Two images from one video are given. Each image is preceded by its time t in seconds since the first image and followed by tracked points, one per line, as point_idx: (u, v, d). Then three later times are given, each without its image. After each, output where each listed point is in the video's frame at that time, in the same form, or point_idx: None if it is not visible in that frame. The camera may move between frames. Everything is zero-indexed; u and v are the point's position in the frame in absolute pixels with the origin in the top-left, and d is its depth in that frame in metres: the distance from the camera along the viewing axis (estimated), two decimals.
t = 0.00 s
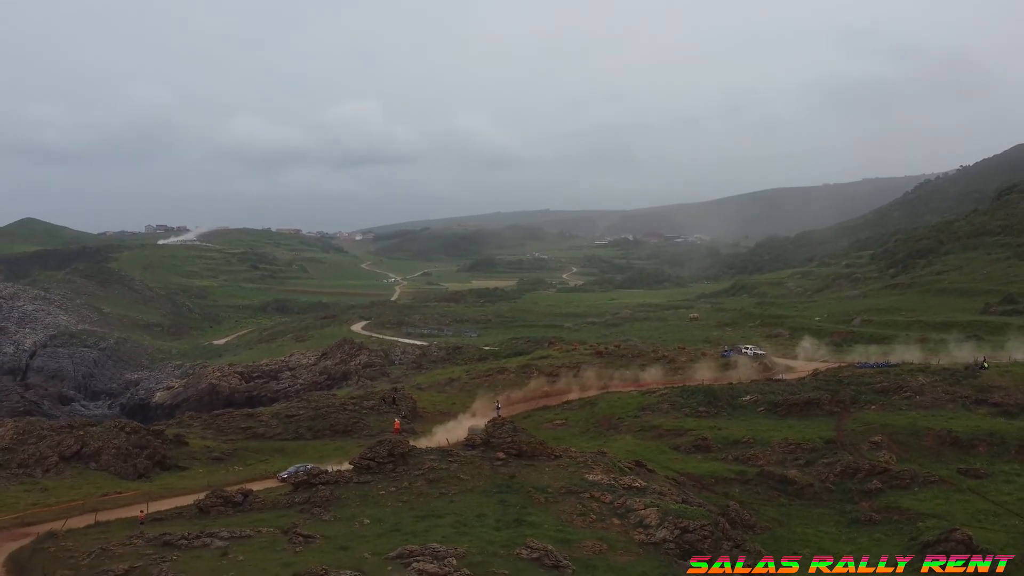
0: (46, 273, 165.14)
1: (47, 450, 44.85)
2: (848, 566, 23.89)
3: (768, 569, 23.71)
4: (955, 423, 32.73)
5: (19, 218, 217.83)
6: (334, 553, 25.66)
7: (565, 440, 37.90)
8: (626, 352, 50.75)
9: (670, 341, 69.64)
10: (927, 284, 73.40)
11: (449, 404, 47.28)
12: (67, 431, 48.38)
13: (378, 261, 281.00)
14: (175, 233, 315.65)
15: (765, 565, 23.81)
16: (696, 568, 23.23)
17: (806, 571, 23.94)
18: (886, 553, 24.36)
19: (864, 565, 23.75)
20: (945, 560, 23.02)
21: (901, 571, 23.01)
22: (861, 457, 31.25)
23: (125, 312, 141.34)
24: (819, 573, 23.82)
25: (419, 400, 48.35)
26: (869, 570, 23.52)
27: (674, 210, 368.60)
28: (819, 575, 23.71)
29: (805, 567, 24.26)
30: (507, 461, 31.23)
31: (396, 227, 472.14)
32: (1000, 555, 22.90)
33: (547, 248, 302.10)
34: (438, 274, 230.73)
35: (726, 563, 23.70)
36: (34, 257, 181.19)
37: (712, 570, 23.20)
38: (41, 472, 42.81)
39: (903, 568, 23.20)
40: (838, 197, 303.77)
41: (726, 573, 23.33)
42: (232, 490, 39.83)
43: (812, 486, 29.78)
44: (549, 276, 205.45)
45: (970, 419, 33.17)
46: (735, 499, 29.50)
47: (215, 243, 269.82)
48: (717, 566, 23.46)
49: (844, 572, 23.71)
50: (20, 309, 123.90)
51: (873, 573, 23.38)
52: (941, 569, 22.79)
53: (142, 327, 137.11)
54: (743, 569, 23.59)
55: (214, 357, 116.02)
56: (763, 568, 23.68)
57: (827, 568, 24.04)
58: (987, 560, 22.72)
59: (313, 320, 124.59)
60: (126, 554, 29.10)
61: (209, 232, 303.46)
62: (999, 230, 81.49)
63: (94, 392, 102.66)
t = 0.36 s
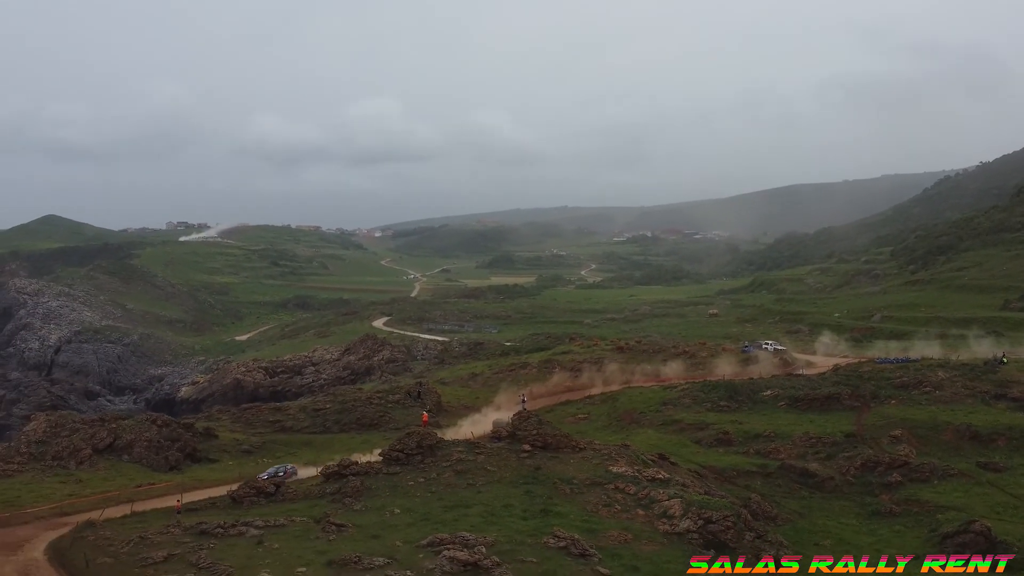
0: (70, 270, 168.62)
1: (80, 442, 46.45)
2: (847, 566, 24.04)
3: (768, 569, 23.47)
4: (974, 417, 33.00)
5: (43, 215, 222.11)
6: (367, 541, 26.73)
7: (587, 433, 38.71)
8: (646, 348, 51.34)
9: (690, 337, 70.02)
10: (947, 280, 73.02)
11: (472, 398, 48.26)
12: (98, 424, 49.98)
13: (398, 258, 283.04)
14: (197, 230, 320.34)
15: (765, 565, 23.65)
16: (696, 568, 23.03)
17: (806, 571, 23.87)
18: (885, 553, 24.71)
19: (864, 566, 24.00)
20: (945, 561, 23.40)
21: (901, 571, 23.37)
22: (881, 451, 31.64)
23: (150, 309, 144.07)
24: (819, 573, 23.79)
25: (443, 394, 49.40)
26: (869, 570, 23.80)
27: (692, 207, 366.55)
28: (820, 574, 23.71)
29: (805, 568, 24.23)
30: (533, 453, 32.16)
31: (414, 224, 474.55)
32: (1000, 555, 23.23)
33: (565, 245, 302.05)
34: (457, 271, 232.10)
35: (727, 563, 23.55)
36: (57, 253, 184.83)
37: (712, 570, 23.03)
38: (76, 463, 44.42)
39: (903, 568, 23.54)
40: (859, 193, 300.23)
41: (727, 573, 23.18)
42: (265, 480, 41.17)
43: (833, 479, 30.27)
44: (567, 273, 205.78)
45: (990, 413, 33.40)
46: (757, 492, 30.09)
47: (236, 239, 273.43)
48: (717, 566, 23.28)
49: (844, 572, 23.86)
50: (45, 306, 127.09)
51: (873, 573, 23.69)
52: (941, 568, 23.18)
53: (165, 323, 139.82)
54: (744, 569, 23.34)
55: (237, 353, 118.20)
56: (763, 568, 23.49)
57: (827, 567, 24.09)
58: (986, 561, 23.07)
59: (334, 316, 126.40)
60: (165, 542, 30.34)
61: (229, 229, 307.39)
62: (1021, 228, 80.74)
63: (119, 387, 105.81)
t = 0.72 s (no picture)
0: (95, 266, 172.12)
1: (114, 435, 48.15)
2: (847, 566, 24.31)
3: (768, 569, 23.60)
4: (994, 411, 33.35)
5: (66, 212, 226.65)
6: (398, 529, 27.83)
7: (609, 426, 39.56)
8: (667, 343, 51.93)
9: (709, 333, 70.38)
10: (967, 276, 72.61)
11: (495, 392, 49.23)
12: (130, 418, 51.63)
13: (416, 254, 285.00)
14: (218, 227, 325.10)
15: (765, 565, 23.78)
16: (695, 569, 23.17)
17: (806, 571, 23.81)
18: (886, 554, 25.02)
19: (863, 566, 24.22)
20: (946, 561, 23.88)
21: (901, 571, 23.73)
22: (901, 445, 32.10)
23: (173, 305, 146.97)
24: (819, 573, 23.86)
25: (467, 388, 50.45)
26: (868, 570, 24.09)
27: (711, 203, 364.18)
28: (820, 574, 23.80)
29: (804, 568, 24.12)
30: (558, 446, 33.10)
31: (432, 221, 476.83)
32: (999, 555, 23.90)
33: (583, 242, 301.96)
34: (475, 268, 233.33)
35: (726, 563, 23.54)
36: (82, 250, 188.41)
37: (712, 570, 23.11)
38: (109, 456, 46.11)
39: (903, 568, 23.89)
40: (880, 190, 296.62)
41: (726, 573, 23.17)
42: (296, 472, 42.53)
43: (853, 472, 30.82)
44: (586, 269, 206.15)
45: (1009, 408, 33.73)
46: (778, 485, 30.72)
47: (257, 236, 277.10)
48: (717, 566, 23.31)
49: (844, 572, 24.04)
50: (69, 303, 130.32)
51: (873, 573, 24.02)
52: (942, 568, 23.63)
53: (188, 319, 142.48)
54: (743, 569, 23.41)
55: (261, 349, 120.42)
56: (763, 568, 23.62)
57: (826, 568, 24.20)
58: (986, 561, 23.66)
59: (355, 312, 128.25)
60: (202, 530, 31.56)
61: (250, 226, 311.41)
62: None
63: (143, 382, 108.81)
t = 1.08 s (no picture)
0: (119, 263, 175.77)
1: (146, 428, 49.94)
2: (847, 566, 24.35)
3: (768, 569, 23.60)
4: (1013, 406, 33.67)
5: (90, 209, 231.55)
6: (428, 518, 28.98)
7: (631, 420, 40.41)
8: (688, 339, 52.59)
9: (729, 330, 70.78)
10: (987, 272, 72.19)
11: (517, 387, 50.25)
12: (160, 411, 53.41)
13: (435, 251, 286.92)
14: (240, 224, 329.58)
15: (766, 565, 23.77)
16: (696, 568, 23.28)
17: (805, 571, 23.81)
18: (888, 553, 25.29)
19: (862, 567, 24.33)
20: (946, 562, 24.09)
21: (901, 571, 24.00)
22: (920, 439, 32.57)
23: (194, 301, 149.89)
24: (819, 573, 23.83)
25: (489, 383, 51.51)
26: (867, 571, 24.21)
27: (730, 199, 361.71)
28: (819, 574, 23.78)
29: (804, 568, 24.12)
30: (582, 438, 34.04)
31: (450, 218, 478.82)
32: (999, 555, 24.12)
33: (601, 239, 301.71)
34: (494, 264, 234.43)
35: (726, 563, 23.62)
36: (105, 247, 192.21)
37: (712, 570, 23.20)
38: (141, 448, 47.88)
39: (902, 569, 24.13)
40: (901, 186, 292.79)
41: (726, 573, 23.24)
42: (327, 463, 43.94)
43: (872, 465, 31.38)
44: (605, 266, 206.35)
45: None
46: (798, 478, 31.38)
47: (278, 234, 280.66)
48: (717, 566, 23.41)
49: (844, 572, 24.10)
50: (93, 299, 133.53)
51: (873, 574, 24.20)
52: (942, 568, 23.88)
53: (211, 315, 145.27)
54: (743, 569, 23.46)
55: (283, 344, 122.63)
56: (763, 568, 23.60)
57: (827, 568, 24.14)
58: (986, 561, 23.81)
59: (376, 309, 130.03)
60: (237, 519, 32.98)
61: (270, 223, 315.34)
62: None
63: (167, 377, 111.41)
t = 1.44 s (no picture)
0: (143, 259, 179.13)
1: (175, 422, 51.61)
2: (847, 566, 24.40)
3: (768, 569, 23.66)
4: None
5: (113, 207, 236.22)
6: (455, 509, 30.07)
7: (651, 414, 41.22)
8: (707, 335, 53.22)
9: (747, 326, 71.13)
10: (1007, 268, 71.78)
11: (538, 381, 51.22)
12: (189, 405, 55.04)
13: (454, 248, 288.65)
14: (260, 221, 333.77)
15: (765, 565, 23.83)
16: (696, 568, 23.46)
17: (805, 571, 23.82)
18: (886, 554, 25.44)
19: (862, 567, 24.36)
20: (945, 562, 24.26)
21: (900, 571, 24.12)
22: (938, 433, 33.00)
23: (216, 298, 152.65)
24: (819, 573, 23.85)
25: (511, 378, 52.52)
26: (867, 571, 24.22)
27: (748, 196, 359.07)
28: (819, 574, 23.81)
29: (804, 567, 24.13)
30: (604, 431, 34.97)
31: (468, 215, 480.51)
32: (999, 554, 24.20)
33: (619, 235, 301.42)
34: (512, 261, 235.49)
35: (726, 563, 23.79)
36: (128, 243, 196.05)
37: (712, 570, 23.37)
38: (171, 441, 49.51)
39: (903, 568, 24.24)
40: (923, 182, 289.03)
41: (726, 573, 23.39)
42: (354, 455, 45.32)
43: (890, 459, 31.90)
44: (623, 263, 206.32)
45: None
46: (817, 471, 31.98)
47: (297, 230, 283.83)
48: (717, 566, 23.55)
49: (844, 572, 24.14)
50: (118, 295, 136.57)
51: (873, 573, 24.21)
52: (941, 568, 24.04)
53: (233, 311, 147.92)
54: (743, 569, 23.64)
55: (305, 340, 124.72)
56: (763, 568, 23.67)
57: (826, 567, 24.19)
58: (986, 561, 23.87)
59: (396, 305, 131.80)
60: (269, 510, 34.27)
61: (290, 220, 319.01)
62: None
63: (190, 372, 113.84)
